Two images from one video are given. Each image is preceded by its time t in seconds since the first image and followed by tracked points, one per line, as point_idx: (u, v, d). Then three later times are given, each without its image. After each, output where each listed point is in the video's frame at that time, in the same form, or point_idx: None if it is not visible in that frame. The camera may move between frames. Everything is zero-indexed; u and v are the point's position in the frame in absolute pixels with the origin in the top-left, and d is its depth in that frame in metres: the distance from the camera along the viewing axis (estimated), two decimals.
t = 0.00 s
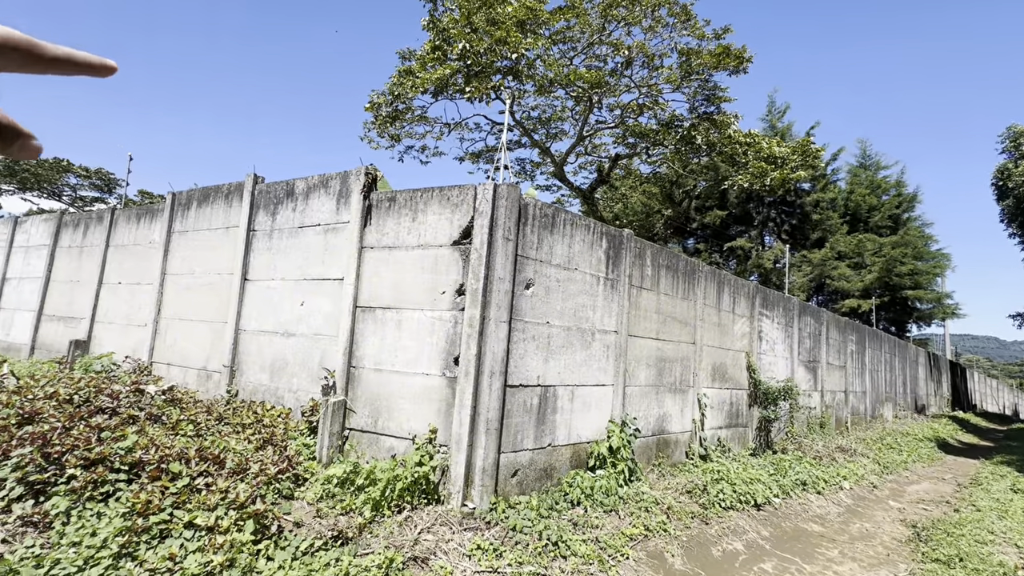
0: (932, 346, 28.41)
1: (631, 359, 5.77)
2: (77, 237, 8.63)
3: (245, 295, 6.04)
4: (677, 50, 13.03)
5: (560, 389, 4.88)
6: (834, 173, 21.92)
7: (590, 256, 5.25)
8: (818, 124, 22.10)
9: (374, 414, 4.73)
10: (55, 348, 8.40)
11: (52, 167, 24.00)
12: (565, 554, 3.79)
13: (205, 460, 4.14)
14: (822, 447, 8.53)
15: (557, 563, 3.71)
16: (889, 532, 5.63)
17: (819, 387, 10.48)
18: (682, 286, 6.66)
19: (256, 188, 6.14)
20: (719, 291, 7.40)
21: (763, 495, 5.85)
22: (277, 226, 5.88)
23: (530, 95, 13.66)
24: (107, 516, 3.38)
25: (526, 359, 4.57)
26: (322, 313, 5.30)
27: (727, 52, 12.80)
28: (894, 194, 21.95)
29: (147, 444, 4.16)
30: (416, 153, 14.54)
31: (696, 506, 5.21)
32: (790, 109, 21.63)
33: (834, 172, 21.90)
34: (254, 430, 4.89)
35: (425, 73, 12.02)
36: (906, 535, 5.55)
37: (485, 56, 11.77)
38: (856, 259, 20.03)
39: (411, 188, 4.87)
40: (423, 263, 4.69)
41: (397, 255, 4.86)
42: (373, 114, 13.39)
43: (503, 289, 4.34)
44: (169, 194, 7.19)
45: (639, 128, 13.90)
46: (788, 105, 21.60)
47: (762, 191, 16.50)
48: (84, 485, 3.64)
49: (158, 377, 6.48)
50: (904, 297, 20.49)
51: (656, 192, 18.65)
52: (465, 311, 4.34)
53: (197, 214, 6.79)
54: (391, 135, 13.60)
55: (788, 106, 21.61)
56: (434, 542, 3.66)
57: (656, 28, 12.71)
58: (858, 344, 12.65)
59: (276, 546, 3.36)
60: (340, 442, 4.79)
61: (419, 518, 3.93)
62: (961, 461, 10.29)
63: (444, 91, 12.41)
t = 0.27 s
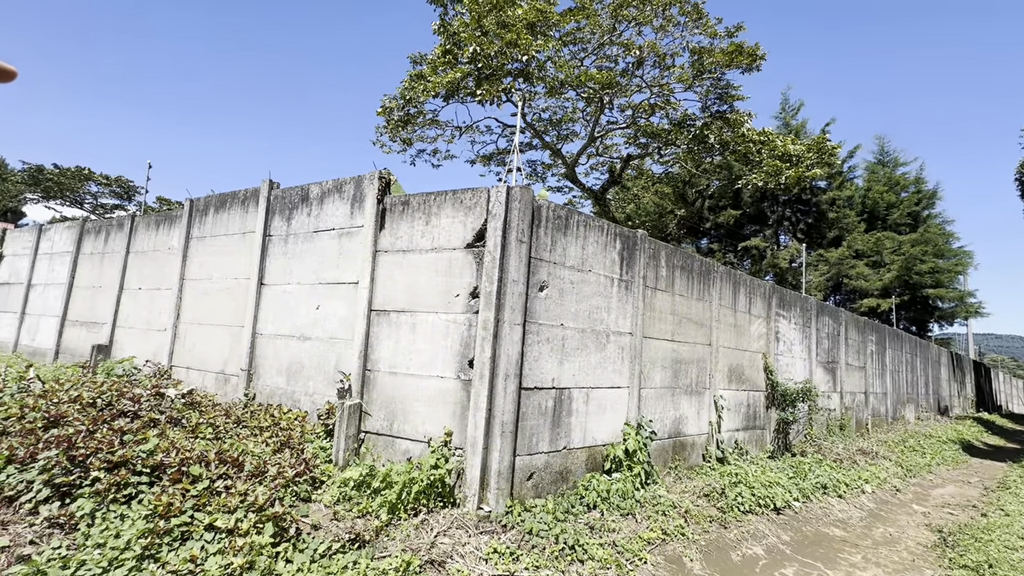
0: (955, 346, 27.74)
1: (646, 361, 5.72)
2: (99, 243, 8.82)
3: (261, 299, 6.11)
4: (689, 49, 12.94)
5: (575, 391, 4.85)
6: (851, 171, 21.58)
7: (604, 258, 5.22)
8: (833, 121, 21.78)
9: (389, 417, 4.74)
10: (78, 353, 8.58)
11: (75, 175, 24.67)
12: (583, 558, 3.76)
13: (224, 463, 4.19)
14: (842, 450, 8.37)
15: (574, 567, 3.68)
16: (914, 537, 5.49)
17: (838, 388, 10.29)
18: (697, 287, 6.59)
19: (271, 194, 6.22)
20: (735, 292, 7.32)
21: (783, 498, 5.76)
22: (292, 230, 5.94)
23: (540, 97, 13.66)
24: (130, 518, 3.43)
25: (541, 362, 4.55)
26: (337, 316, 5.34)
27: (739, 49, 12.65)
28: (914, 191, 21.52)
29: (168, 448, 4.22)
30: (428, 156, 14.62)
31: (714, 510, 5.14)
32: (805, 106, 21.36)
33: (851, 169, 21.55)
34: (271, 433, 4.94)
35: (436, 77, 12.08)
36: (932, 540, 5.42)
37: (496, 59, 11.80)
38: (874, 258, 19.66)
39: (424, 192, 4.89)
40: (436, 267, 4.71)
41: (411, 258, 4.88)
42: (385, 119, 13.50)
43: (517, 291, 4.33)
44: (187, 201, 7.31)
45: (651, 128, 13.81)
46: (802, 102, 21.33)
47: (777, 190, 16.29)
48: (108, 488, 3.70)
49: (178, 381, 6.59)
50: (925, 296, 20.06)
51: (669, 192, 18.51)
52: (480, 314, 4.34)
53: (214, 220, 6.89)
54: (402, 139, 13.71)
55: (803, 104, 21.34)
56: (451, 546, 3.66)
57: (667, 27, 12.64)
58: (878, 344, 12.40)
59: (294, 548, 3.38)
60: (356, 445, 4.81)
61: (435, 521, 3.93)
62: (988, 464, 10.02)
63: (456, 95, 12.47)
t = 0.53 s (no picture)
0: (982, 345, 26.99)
1: (664, 364, 5.66)
2: (122, 252, 9.02)
3: (279, 306, 6.18)
4: (702, 48, 12.83)
5: (592, 395, 4.82)
6: (870, 167, 21.17)
7: (619, 260, 5.18)
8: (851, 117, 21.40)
9: (406, 422, 4.76)
10: (103, 359, 8.79)
11: (97, 187, 25.33)
12: (603, 564, 3.72)
13: (246, 467, 4.24)
14: (866, 453, 8.17)
15: (594, 574, 3.65)
16: (945, 543, 5.33)
17: (861, 390, 10.07)
18: (715, 288, 6.50)
19: (288, 201, 6.31)
20: (754, 293, 7.21)
21: (806, 503, 5.64)
22: (309, 237, 6.01)
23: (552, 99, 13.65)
24: (155, 523, 3.49)
25: (558, 365, 4.52)
26: (354, 322, 5.38)
27: (754, 47, 12.49)
28: (936, 186, 21.03)
29: (190, 453, 4.29)
30: (441, 161, 14.70)
31: (736, 515, 5.05)
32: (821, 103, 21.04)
33: (870, 166, 21.15)
34: (291, 438, 4.99)
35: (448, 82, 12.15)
36: (964, 546, 5.25)
37: (508, 63, 11.83)
38: (896, 256, 19.24)
39: (438, 197, 4.91)
40: (452, 271, 4.71)
41: (426, 263, 4.90)
42: (398, 125, 13.62)
43: (533, 295, 4.32)
44: (206, 209, 7.45)
45: (665, 128, 13.71)
46: (818, 99, 21.01)
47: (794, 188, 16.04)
48: (134, 492, 3.77)
49: (199, 387, 6.69)
50: (950, 294, 19.56)
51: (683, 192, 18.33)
52: (496, 318, 4.33)
53: (233, 228, 7.01)
54: (415, 144, 13.82)
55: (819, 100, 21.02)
56: (470, 551, 3.64)
57: (680, 27, 12.55)
58: (902, 344, 12.11)
59: (315, 553, 3.40)
60: (374, 449, 4.84)
61: (454, 526, 3.92)
62: (1020, 468, 9.70)
63: (468, 99, 12.52)
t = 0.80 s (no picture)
0: (998, 343, 26.55)
1: (675, 365, 5.62)
2: (135, 261, 9.14)
3: (290, 311, 6.23)
4: (707, 48, 12.81)
5: (603, 397, 4.79)
6: (880, 164, 20.97)
7: (629, 261, 5.16)
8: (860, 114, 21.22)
9: (418, 426, 4.76)
10: (117, 367, 8.89)
11: (110, 197, 25.75)
12: (617, 568, 3.69)
13: (259, 473, 4.26)
14: (883, 454, 8.06)
15: None
16: (966, 545, 5.23)
17: (876, 389, 9.94)
18: (725, 288, 6.45)
19: (298, 208, 6.36)
20: (765, 292, 7.15)
21: (823, 505, 5.56)
22: (318, 242, 6.05)
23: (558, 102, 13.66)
24: (170, 528, 3.51)
25: (568, 368, 4.51)
26: (364, 327, 5.41)
27: (760, 46, 12.43)
28: (948, 182, 20.77)
29: (205, 458, 4.32)
30: (448, 166, 14.77)
31: (751, 517, 4.99)
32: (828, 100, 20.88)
33: (880, 163, 20.94)
34: (303, 443, 5.01)
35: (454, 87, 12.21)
36: (986, 548, 5.15)
37: (513, 66, 11.86)
38: (908, 253, 19.01)
39: (447, 201, 4.93)
40: (461, 275, 4.72)
41: (435, 267, 4.91)
42: (405, 130, 13.70)
43: (543, 297, 4.32)
44: (217, 217, 7.53)
45: (671, 128, 13.68)
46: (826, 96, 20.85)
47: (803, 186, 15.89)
48: (149, 498, 3.80)
49: (212, 393, 6.75)
50: (964, 291, 19.28)
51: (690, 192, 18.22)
52: (506, 321, 4.33)
53: (244, 235, 7.07)
54: (422, 149, 13.90)
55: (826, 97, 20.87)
56: (483, 555, 3.63)
57: (684, 27, 12.53)
58: (917, 343, 11.94)
59: (329, 558, 3.41)
60: (386, 454, 4.84)
61: (466, 530, 3.92)
62: None
63: (473, 104, 12.57)
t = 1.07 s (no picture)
0: (997, 338, 26.62)
1: (675, 366, 5.64)
2: (134, 269, 9.14)
3: (290, 318, 6.24)
4: (702, 49, 12.87)
5: (604, 399, 4.81)
6: (876, 162, 21.05)
7: (627, 264, 5.18)
8: (855, 112, 21.31)
9: (419, 431, 4.77)
10: (117, 375, 8.89)
11: (107, 205, 25.76)
12: (620, 570, 3.71)
13: (262, 480, 4.27)
14: (883, 451, 8.08)
15: None
16: (967, 542, 5.26)
17: (875, 387, 9.97)
18: (723, 289, 6.48)
19: (296, 214, 6.38)
20: (763, 292, 7.18)
21: (824, 504, 5.58)
22: (318, 249, 6.07)
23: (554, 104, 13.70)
24: (174, 537, 3.52)
25: (568, 371, 4.52)
26: (364, 332, 5.42)
27: (755, 46, 12.49)
28: (944, 179, 20.86)
29: (207, 466, 4.33)
30: (445, 169, 14.80)
31: (753, 517, 5.01)
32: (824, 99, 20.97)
33: (876, 161, 21.03)
34: (305, 449, 5.02)
35: (450, 91, 12.25)
36: (986, 545, 5.17)
37: (509, 70, 11.91)
38: (906, 250, 19.07)
39: (445, 206, 4.95)
40: (460, 279, 4.74)
41: (434, 272, 4.93)
42: (402, 134, 13.74)
43: (542, 301, 4.34)
44: (216, 225, 7.54)
45: (667, 129, 13.71)
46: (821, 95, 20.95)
47: (800, 185, 15.94)
48: (152, 507, 3.81)
49: (212, 400, 6.75)
50: (962, 288, 19.34)
51: (687, 192, 18.13)
52: (505, 325, 4.35)
53: (243, 242, 7.09)
54: (419, 153, 13.92)
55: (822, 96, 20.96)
56: (486, 559, 3.64)
57: (679, 29, 12.59)
58: (916, 340, 11.98)
59: (332, 564, 3.41)
60: (387, 459, 4.85)
61: (469, 534, 3.93)
62: None
63: (470, 107, 12.61)
